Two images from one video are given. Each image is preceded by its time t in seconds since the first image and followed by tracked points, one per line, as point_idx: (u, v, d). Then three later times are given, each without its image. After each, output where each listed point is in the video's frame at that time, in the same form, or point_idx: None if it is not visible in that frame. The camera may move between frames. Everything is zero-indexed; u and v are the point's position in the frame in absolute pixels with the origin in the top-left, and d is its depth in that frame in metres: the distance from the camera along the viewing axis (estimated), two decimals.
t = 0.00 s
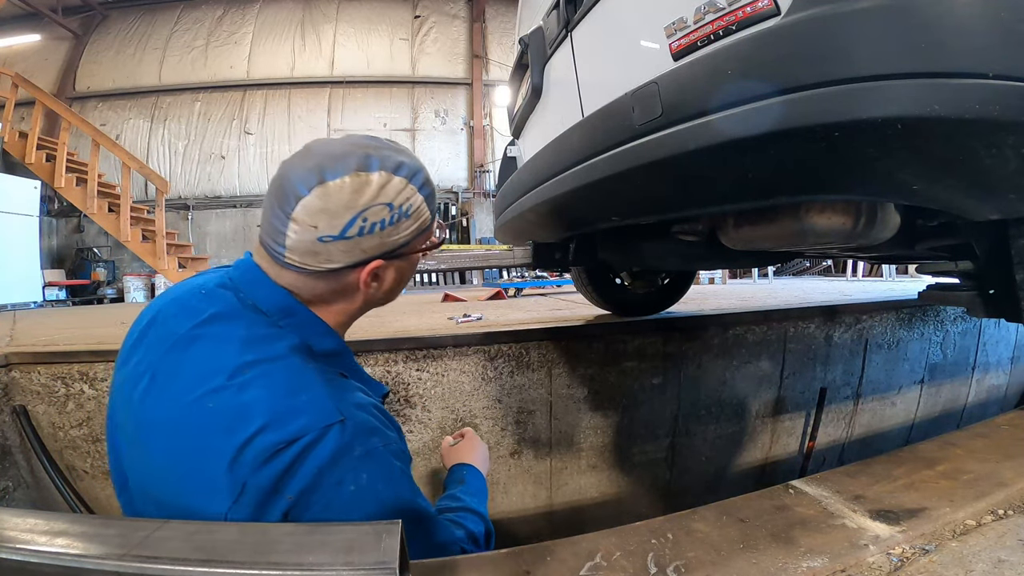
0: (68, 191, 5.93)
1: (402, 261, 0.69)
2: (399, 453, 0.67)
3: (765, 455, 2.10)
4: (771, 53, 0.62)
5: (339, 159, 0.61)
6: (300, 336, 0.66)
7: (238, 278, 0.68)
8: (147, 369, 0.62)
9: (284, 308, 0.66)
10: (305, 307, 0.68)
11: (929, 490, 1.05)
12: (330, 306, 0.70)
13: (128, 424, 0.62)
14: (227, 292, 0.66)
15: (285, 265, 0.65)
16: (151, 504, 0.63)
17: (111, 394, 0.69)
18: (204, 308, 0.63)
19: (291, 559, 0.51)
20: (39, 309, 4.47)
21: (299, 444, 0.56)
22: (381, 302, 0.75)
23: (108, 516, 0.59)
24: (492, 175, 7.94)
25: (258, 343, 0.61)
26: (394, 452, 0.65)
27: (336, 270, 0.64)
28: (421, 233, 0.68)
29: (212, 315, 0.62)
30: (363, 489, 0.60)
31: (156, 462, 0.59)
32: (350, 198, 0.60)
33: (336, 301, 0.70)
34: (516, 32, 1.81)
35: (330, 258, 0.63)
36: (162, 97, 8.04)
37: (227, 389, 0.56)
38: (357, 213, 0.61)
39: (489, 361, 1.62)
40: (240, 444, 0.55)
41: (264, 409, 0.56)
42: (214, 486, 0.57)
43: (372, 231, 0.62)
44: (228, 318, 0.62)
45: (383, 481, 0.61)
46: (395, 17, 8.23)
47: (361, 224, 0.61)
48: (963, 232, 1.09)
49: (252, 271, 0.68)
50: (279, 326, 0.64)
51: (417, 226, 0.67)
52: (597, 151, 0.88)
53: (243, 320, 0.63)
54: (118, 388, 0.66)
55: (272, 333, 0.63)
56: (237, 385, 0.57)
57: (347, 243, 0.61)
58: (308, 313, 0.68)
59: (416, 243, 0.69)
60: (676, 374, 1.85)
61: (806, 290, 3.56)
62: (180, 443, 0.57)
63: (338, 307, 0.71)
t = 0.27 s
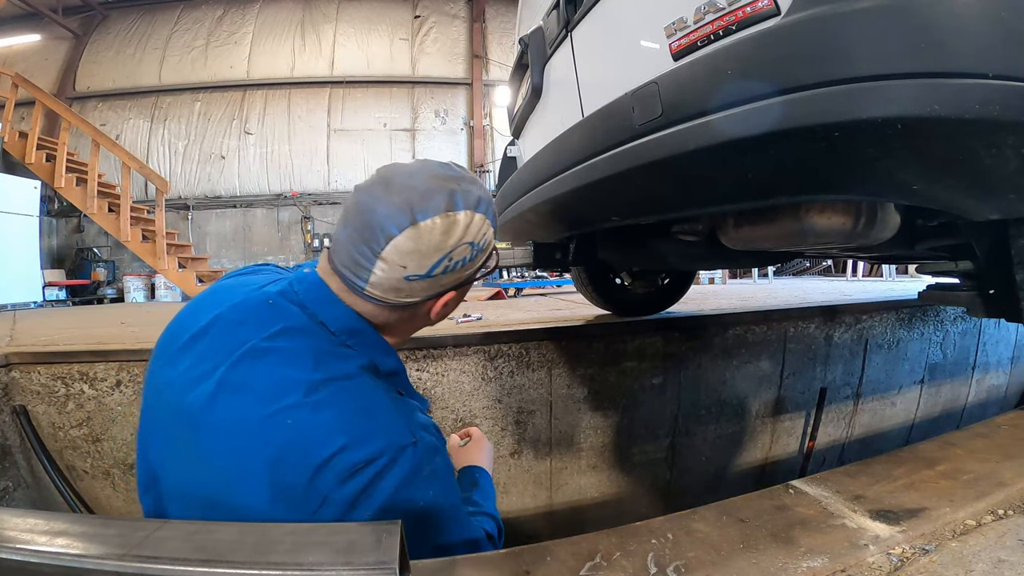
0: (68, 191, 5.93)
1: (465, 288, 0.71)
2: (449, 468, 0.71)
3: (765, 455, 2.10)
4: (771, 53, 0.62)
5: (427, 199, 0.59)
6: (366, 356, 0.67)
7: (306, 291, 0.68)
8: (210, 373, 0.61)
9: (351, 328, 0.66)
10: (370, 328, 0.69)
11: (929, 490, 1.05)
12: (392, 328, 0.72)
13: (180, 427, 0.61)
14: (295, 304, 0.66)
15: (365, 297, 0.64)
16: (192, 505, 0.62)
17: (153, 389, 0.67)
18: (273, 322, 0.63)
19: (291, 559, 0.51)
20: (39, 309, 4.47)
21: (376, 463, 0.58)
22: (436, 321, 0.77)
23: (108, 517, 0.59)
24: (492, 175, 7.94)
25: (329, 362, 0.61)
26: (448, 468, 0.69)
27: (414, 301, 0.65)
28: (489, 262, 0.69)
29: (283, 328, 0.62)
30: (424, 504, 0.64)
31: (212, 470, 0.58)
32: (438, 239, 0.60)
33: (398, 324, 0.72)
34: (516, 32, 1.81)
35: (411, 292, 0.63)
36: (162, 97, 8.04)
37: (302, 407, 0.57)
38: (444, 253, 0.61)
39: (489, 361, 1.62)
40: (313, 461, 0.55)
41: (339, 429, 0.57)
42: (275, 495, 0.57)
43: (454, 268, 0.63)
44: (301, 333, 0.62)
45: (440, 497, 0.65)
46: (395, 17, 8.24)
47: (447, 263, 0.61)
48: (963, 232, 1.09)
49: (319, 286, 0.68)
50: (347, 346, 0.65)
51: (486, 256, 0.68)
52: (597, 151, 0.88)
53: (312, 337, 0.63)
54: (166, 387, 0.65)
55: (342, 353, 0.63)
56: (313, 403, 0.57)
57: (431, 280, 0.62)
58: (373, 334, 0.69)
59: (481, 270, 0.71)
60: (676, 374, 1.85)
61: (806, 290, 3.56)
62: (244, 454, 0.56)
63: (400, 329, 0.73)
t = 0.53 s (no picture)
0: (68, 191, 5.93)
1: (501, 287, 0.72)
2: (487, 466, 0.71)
3: (765, 455, 2.10)
4: (771, 53, 0.62)
5: (475, 202, 0.59)
6: (406, 357, 0.66)
7: (343, 291, 0.66)
8: (250, 375, 0.59)
9: (392, 330, 0.65)
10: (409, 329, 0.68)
11: (929, 490, 1.05)
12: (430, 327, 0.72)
13: (219, 429, 0.59)
14: (332, 304, 0.64)
15: (409, 301, 0.63)
16: (230, 507, 0.60)
17: (183, 386, 0.65)
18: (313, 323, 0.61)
19: (292, 558, 0.51)
20: (39, 309, 4.47)
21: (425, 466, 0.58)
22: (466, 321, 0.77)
23: (108, 517, 0.59)
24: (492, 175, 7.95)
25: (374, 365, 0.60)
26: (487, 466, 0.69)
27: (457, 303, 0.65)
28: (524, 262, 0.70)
29: (325, 329, 0.60)
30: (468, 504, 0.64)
31: (255, 473, 0.57)
32: (487, 242, 0.60)
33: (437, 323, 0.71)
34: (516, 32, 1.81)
35: (455, 294, 0.63)
36: (162, 97, 8.04)
37: (353, 410, 0.55)
38: (491, 256, 0.61)
39: (489, 361, 1.62)
40: (366, 465, 0.55)
41: (389, 433, 0.56)
42: (324, 497, 0.56)
43: (498, 269, 0.63)
44: (345, 334, 0.60)
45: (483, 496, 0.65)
46: (395, 17, 8.24)
47: (493, 265, 0.62)
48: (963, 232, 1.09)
49: (355, 286, 0.66)
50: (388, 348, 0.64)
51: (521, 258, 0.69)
52: (597, 151, 0.88)
53: (353, 338, 0.61)
54: (198, 386, 0.63)
55: (384, 354, 0.62)
56: (363, 406, 0.56)
57: (478, 281, 0.62)
58: (412, 335, 0.67)
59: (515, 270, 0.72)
60: (676, 374, 1.85)
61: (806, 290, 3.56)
62: (292, 459, 0.55)
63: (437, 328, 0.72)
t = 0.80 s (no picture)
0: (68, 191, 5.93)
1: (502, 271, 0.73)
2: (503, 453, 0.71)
3: (765, 455, 2.10)
4: (771, 53, 0.62)
5: (482, 183, 0.61)
6: (413, 350, 0.66)
7: (345, 287, 0.65)
8: (259, 376, 0.58)
9: (398, 324, 0.64)
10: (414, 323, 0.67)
11: (929, 490, 1.05)
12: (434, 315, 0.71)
13: (231, 431, 0.59)
14: (336, 301, 0.63)
15: (417, 285, 0.62)
16: (246, 508, 0.61)
17: (189, 389, 0.65)
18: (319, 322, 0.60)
19: (292, 558, 0.51)
20: (39, 309, 4.47)
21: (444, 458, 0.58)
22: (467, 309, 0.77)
23: (108, 517, 0.59)
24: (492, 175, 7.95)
25: (385, 361, 0.60)
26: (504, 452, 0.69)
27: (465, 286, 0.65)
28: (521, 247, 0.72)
29: (332, 327, 0.60)
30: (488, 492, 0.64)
31: (271, 473, 0.57)
32: (494, 221, 0.61)
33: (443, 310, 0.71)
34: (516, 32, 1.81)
35: (464, 276, 0.63)
36: (162, 97, 8.04)
37: (367, 407, 0.55)
38: (497, 236, 0.63)
39: (489, 361, 1.62)
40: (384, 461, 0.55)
41: (404, 428, 0.56)
42: (342, 495, 0.57)
43: (501, 250, 0.65)
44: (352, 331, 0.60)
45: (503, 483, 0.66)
46: (395, 17, 8.24)
47: (498, 245, 0.63)
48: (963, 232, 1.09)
49: (358, 281, 0.65)
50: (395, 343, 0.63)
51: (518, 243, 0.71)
52: (597, 151, 0.88)
53: (361, 335, 0.60)
54: (206, 387, 0.62)
55: (393, 350, 0.61)
56: (377, 402, 0.56)
57: (485, 262, 0.63)
58: (417, 328, 0.67)
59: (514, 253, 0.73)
60: (676, 374, 1.85)
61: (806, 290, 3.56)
62: (309, 458, 0.55)
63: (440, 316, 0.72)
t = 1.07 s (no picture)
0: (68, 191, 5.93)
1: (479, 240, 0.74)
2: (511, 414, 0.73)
3: (765, 455, 2.10)
4: (771, 53, 0.62)
5: (451, 150, 0.64)
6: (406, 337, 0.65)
7: (330, 283, 0.62)
8: (258, 379, 0.57)
9: (389, 313, 0.63)
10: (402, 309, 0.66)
11: (929, 490, 1.05)
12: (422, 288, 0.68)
13: (234, 435, 0.58)
14: (323, 297, 0.61)
15: (403, 254, 0.61)
16: (258, 508, 0.61)
17: (182, 399, 0.63)
18: (311, 321, 0.58)
19: (292, 559, 0.51)
20: (40, 309, 4.47)
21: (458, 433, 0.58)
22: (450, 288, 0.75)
23: (108, 517, 0.59)
24: (492, 175, 7.95)
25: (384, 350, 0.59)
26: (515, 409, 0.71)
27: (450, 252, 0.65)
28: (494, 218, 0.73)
29: (325, 325, 0.58)
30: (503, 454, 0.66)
31: (282, 472, 0.57)
32: (467, 181, 0.64)
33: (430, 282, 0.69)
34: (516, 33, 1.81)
35: (448, 240, 0.63)
36: (162, 97, 8.04)
37: (373, 401, 0.55)
38: (472, 196, 0.65)
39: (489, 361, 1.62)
40: (395, 449, 0.56)
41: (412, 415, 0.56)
42: (358, 487, 0.58)
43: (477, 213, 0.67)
44: (345, 326, 0.58)
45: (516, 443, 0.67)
46: (395, 17, 8.24)
47: (475, 206, 0.66)
48: (963, 232, 1.09)
49: (343, 275, 0.63)
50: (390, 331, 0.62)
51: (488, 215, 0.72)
52: (597, 151, 0.88)
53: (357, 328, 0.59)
54: (203, 395, 0.61)
55: (389, 338, 0.61)
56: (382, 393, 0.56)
57: (466, 222, 0.64)
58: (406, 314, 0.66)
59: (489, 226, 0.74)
60: (676, 374, 1.85)
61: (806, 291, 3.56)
62: (320, 455, 0.55)
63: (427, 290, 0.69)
